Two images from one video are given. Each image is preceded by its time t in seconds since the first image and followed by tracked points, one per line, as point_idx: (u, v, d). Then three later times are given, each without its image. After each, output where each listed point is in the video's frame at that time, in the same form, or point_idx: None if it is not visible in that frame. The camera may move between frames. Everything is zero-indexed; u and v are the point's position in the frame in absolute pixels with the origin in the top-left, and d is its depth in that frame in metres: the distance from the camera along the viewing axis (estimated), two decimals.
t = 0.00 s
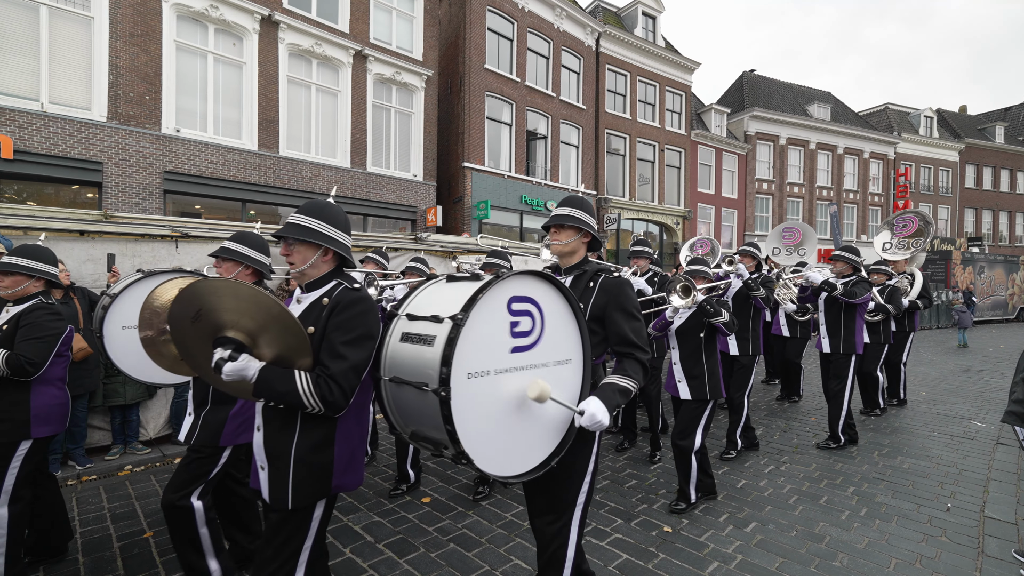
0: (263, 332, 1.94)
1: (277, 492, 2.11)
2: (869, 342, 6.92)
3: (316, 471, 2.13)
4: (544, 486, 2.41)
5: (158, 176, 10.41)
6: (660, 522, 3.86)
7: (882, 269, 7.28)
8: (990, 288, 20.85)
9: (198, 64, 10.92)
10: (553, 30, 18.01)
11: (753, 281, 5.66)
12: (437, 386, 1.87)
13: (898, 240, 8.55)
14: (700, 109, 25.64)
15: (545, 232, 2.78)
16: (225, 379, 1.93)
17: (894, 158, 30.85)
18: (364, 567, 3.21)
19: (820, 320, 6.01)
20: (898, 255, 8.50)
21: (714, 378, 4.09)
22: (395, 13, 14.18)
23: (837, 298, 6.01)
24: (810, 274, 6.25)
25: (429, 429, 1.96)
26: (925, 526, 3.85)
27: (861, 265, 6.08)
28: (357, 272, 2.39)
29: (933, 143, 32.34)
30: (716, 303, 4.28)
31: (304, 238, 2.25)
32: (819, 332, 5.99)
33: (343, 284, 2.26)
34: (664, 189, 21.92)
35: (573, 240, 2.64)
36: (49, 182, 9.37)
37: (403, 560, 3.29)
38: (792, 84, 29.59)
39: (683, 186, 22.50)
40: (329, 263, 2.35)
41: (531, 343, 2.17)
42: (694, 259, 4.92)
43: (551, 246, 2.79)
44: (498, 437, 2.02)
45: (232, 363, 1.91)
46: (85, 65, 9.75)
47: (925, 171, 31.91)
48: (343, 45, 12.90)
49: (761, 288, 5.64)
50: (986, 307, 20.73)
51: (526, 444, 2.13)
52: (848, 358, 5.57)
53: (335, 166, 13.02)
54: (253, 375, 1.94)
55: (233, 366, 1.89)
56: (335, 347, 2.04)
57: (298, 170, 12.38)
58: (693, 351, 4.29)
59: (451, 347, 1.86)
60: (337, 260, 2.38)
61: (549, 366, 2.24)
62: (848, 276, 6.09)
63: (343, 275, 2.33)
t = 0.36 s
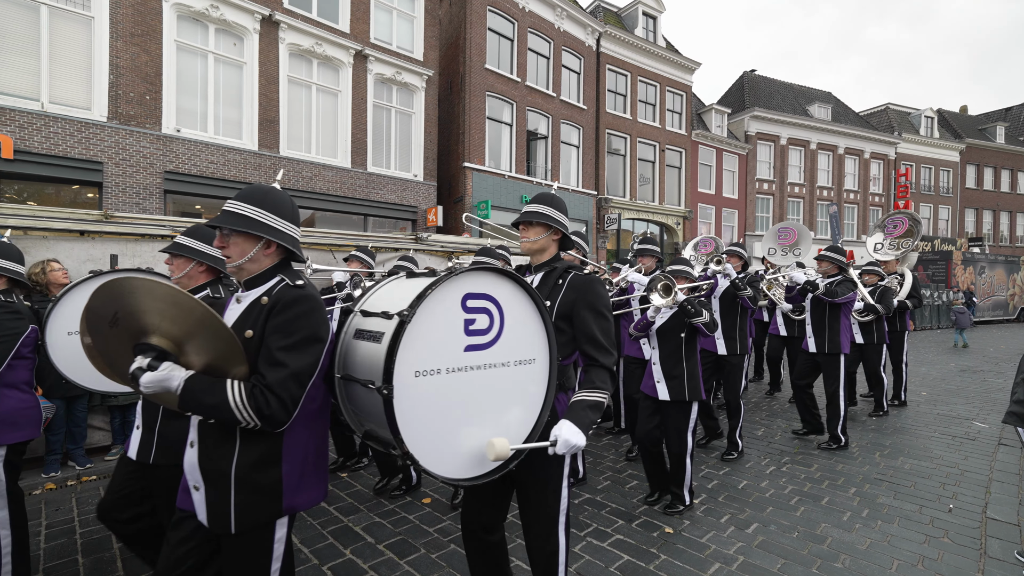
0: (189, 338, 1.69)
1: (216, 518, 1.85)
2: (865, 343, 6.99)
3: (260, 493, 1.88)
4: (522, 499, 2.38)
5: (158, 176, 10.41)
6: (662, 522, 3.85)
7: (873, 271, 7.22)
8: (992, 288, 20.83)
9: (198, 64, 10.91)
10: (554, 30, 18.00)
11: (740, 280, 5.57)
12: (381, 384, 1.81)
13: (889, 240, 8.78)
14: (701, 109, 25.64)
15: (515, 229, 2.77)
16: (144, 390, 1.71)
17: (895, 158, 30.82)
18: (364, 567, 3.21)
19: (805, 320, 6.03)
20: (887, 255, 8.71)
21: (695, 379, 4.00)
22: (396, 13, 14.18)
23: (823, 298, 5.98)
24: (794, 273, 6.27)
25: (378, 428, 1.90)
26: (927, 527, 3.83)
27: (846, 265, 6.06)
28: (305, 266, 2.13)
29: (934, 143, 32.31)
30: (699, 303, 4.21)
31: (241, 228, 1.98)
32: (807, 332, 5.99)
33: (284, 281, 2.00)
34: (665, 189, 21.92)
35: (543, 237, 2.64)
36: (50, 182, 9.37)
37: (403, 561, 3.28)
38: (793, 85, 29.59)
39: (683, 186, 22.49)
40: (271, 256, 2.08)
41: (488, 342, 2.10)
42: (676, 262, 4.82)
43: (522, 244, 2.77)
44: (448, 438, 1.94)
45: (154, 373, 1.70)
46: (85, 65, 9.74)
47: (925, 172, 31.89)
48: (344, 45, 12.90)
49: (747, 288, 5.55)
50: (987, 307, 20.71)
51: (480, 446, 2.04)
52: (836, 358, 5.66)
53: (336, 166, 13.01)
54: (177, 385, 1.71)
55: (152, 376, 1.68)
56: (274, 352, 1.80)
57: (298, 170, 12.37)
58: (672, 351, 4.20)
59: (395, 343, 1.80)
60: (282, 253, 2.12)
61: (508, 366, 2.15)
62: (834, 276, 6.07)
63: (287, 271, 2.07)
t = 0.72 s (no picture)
0: (84, 353, 1.60)
1: (96, 550, 1.74)
2: (845, 342, 6.95)
3: (149, 527, 1.77)
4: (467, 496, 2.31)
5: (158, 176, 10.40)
6: (662, 522, 3.84)
7: (860, 271, 7.29)
8: (992, 288, 20.83)
9: (198, 64, 10.91)
10: (554, 30, 17.99)
11: (725, 281, 5.59)
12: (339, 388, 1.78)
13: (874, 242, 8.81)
14: (701, 109, 25.64)
15: (489, 225, 2.74)
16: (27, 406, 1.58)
17: (895, 158, 30.80)
18: (364, 567, 3.20)
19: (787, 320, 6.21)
20: (874, 256, 8.70)
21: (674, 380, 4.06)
22: (396, 13, 14.18)
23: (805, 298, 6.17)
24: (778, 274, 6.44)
25: (334, 431, 1.89)
26: (927, 527, 3.82)
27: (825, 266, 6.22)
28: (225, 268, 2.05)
29: (935, 143, 32.28)
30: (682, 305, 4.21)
31: (148, 224, 1.86)
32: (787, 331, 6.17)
33: (201, 286, 1.92)
34: (665, 189, 21.89)
35: (516, 235, 2.62)
36: (50, 182, 9.37)
37: (403, 562, 3.27)
38: (793, 85, 29.58)
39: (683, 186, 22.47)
40: (187, 255, 1.98)
41: (455, 343, 2.07)
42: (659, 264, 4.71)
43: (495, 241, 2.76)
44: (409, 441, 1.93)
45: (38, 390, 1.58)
46: (85, 65, 9.74)
47: (926, 172, 31.86)
48: (344, 45, 12.89)
49: (732, 288, 5.59)
50: (987, 307, 20.65)
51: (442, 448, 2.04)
52: (812, 356, 5.77)
53: (335, 166, 13.00)
54: (65, 405, 1.62)
55: (34, 397, 1.56)
56: (185, 368, 1.73)
57: (298, 169, 12.36)
58: (654, 354, 4.13)
59: (356, 345, 1.77)
60: (199, 253, 2.02)
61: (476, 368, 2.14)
62: (815, 276, 6.23)
63: (203, 273, 1.98)
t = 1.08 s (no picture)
0: None
1: None
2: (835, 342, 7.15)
3: None
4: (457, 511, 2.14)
5: (158, 175, 10.40)
6: (662, 523, 3.84)
7: (846, 271, 7.28)
8: (992, 288, 20.83)
9: (197, 64, 10.90)
10: (554, 30, 17.99)
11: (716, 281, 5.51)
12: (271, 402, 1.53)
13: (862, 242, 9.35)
14: (701, 109, 25.64)
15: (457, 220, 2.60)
16: None
17: (895, 158, 30.80)
18: (364, 567, 3.20)
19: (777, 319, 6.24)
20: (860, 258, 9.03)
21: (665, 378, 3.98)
22: (396, 13, 14.18)
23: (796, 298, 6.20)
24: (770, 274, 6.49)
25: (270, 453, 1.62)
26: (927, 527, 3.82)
27: (819, 266, 6.22)
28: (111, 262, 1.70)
29: (935, 144, 32.27)
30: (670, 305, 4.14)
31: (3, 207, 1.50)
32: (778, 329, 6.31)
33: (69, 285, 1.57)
34: (665, 189, 21.89)
35: (486, 231, 2.47)
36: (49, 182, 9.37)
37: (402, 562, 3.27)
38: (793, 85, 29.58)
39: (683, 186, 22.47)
40: (58, 247, 1.63)
41: (411, 347, 1.83)
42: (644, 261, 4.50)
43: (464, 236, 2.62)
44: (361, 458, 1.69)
45: None
46: (85, 65, 9.74)
47: (926, 172, 31.85)
48: (344, 45, 12.88)
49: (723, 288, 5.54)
50: (987, 307, 20.64)
51: (402, 466, 1.80)
52: (803, 356, 5.78)
53: (335, 166, 13.00)
54: None
55: None
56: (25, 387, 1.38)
57: (298, 169, 12.36)
58: (643, 355, 4.04)
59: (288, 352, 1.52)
60: (78, 242, 1.68)
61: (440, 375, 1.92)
62: (807, 276, 6.25)
63: (77, 268, 1.64)
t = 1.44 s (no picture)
0: None
1: None
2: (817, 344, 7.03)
3: None
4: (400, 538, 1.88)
5: (158, 175, 10.40)
6: (662, 523, 3.84)
7: (833, 272, 7.03)
8: (991, 288, 20.87)
9: (197, 64, 10.90)
10: (554, 30, 17.99)
11: (710, 280, 5.52)
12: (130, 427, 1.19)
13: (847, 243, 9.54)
14: (701, 109, 25.65)
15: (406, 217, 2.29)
16: None
17: (895, 158, 30.83)
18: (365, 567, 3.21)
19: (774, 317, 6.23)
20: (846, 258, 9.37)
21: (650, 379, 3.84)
22: (396, 13, 14.18)
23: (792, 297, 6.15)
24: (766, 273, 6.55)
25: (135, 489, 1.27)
26: (927, 527, 3.82)
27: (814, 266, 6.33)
28: None
29: (934, 144, 32.29)
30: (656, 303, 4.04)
31: None
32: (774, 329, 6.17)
33: None
34: (665, 189, 21.91)
35: (437, 230, 2.16)
36: (49, 182, 9.36)
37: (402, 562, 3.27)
38: (792, 85, 29.59)
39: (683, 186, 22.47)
40: None
41: (332, 361, 1.44)
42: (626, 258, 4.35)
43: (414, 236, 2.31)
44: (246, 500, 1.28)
45: None
46: (85, 65, 9.74)
47: (925, 172, 31.89)
48: (344, 45, 12.89)
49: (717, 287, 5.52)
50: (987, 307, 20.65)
51: (314, 508, 1.40)
52: (802, 356, 5.88)
53: (335, 166, 13.01)
54: None
55: None
56: None
57: (298, 169, 12.36)
58: (628, 355, 3.92)
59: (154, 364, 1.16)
60: None
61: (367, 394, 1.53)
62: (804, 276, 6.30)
63: None
